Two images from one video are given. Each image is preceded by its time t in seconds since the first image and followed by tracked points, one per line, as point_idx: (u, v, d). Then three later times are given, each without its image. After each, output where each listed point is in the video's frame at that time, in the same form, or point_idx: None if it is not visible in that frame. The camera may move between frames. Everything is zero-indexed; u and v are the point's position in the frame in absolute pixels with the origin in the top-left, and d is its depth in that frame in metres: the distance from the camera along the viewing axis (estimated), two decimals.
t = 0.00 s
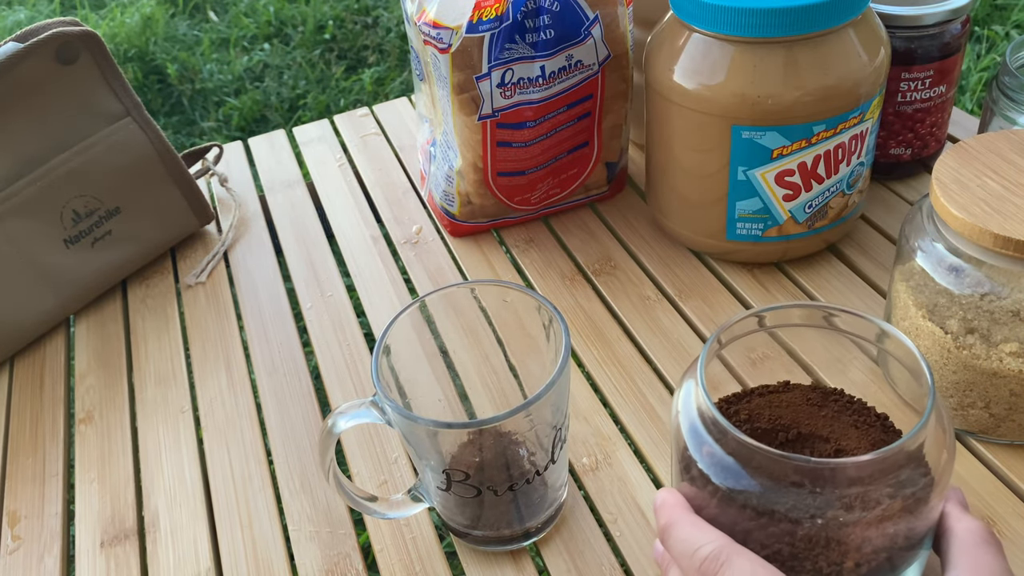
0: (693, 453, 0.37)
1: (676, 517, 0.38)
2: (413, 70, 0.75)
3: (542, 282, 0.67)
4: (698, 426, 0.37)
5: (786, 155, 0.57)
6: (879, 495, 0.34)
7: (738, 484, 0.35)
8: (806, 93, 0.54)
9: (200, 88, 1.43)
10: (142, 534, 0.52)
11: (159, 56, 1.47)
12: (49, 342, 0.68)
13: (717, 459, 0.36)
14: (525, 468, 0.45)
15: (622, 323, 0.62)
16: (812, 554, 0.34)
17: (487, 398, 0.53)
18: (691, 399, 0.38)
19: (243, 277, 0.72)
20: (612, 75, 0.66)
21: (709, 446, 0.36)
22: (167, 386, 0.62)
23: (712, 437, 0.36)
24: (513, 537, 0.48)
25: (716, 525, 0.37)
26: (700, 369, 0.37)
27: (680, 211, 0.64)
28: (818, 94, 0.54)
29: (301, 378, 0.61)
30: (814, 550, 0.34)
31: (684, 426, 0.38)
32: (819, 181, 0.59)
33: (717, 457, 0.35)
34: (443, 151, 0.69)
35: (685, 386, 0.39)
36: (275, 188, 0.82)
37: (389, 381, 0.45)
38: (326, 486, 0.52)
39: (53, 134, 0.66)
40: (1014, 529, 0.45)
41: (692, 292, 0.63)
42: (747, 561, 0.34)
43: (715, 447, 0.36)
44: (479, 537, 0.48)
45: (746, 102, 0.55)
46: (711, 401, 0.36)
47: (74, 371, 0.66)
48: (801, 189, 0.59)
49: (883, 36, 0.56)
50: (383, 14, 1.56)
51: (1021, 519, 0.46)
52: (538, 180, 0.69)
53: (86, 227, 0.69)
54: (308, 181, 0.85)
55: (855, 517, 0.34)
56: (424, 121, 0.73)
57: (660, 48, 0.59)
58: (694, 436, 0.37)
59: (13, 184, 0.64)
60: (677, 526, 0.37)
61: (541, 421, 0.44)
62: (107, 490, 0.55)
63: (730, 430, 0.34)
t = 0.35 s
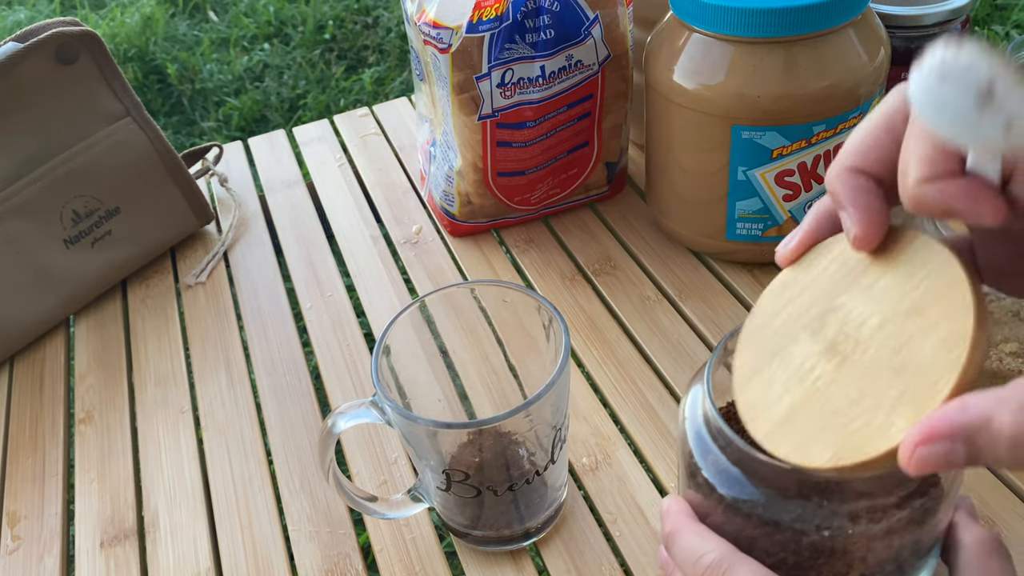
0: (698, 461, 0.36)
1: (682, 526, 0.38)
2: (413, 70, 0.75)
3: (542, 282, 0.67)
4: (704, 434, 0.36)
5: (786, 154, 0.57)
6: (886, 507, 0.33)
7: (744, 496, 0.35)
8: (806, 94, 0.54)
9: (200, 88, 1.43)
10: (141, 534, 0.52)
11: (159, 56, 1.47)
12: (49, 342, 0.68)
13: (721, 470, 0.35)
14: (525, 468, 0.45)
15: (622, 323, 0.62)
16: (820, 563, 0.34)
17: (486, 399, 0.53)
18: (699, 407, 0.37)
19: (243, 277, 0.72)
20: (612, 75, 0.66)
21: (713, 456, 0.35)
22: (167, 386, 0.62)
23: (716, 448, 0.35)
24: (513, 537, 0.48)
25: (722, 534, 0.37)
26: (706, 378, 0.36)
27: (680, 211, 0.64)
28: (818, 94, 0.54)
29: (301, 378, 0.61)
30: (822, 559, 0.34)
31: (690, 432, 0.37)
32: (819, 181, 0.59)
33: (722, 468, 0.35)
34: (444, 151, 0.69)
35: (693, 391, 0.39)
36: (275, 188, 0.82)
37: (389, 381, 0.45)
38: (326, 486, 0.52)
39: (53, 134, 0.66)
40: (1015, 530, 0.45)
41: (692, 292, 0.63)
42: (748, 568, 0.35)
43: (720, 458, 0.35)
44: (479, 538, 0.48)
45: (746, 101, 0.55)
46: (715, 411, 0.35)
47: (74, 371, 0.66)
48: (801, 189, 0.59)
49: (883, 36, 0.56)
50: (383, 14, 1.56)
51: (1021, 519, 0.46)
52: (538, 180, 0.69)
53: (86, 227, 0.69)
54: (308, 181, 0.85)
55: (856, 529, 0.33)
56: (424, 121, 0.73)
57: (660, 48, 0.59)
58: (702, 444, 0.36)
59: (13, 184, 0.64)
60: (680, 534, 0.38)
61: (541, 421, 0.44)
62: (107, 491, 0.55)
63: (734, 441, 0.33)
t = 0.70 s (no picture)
0: (679, 455, 0.38)
1: (665, 523, 0.40)
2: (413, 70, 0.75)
3: (542, 282, 0.67)
4: (685, 428, 0.37)
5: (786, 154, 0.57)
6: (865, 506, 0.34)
7: (723, 490, 0.36)
8: (806, 94, 0.54)
9: (200, 88, 1.43)
10: (142, 534, 0.52)
11: (159, 56, 1.47)
12: (49, 342, 0.68)
13: (702, 463, 0.36)
14: (525, 468, 0.45)
15: (622, 323, 0.62)
16: (800, 556, 0.36)
17: (486, 399, 0.53)
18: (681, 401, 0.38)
19: (243, 277, 0.72)
20: (612, 75, 0.66)
21: (695, 450, 0.37)
22: (167, 386, 0.62)
23: (696, 441, 0.36)
24: (513, 537, 0.48)
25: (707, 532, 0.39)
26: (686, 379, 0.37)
27: (680, 212, 0.64)
28: (818, 94, 0.54)
29: (301, 378, 0.61)
30: (802, 550, 0.36)
31: (671, 426, 0.38)
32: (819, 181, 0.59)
33: (703, 462, 0.36)
34: (444, 151, 0.69)
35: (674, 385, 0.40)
36: (275, 188, 0.82)
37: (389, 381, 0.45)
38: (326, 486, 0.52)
39: (53, 134, 0.66)
40: (1014, 529, 0.45)
41: (692, 291, 0.63)
42: (734, 565, 0.37)
43: (700, 451, 0.36)
44: (480, 538, 0.48)
45: (746, 101, 0.55)
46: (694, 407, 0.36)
47: (74, 371, 0.66)
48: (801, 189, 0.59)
49: (883, 36, 0.56)
50: (383, 14, 1.56)
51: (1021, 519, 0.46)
52: (538, 180, 0.69)
53: (86, 227, 0.69)
54: (308, 181, 0.85)
55: (836, 523, 0.35)
56: (424, 121, 0.73)
57: (660, 48, 0.59)
58: (683, 437, 0.37)
59: (13, 184, 0.64)
60: (667, 532, 0.39)
61: (541, 421, 0.44)
62: (107, 490, 0.55)
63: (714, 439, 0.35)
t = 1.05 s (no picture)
0: (678, 454, 0.38)
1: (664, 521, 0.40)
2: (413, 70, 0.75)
3: (541, 282, 0.67)
4: (684, 428, 0.37)
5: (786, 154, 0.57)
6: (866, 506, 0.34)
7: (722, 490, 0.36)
8: (806, 94, 0.54)
9: (200, 88, 1.43)
10: (142, 534, 0.52)
11: (159, 56, 1.47)
12: (49, 342, 0.68)
13: (702, 463, 0.36)
14: (525, 469, 0.45)
15: (622, 323, 0.62)
16: (797, 555, 0.36)
17: (486, 399, 0.53)
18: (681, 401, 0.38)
19: (243, 277, 0.72)
20: (612, 75, 0.66)
21: (694, 450, 0.37)
22: (167, 386, 0.62)
23: (696, 441, 0.37)
24: (513, 537, 0.48)
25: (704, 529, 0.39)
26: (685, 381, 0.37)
27: (680, 212, 0.64)
28: (818, 94, 0.54)
29: (301, 378, 0.61)
30: (800, 550, 0.36)
31: (671, 426, 0.38)
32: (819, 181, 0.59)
33: (703, 461, 0.36)
34: (443, 151, 0.69)
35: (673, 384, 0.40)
36: (275, 188, 0.82)
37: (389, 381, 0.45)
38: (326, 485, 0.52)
39: (53, 134, 0.66)
40: (1014, 529, 0.45)
41: (692, 291, 0.63)
42: (733, 564, 0.37)
43: (700, 451, 0.36)
44: (479, 538, 0.48)
45: (746, 101, 0.55)
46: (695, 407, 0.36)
47: (74, 371, 0.66)
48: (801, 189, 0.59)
49: (883, 36, 0.56)
50: (383, 14, 1.56)
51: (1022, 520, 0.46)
52: (538, 180, 0.69)
53: (86, 227, 0.69)
54: (308, 181, 0.85)
55: (834, 522, 0.35)
56: (424, 121, 0.73)
57: (660, 48, 0.59)
58: (682, 436, 0.37)
59: (13, 184, 0.64)
60: (665, 530, 0.39)
61: (542, 421, 0.44)
62: (107, 490, 0.55)
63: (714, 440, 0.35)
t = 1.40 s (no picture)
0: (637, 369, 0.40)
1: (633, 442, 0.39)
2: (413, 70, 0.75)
3: (541, 282, 0.67)
4: (641, 345, 0.39)
5: (786, 154, 0.57)
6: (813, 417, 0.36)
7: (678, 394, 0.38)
8: (807, 94, 0.54)
9: (200, 88, 1.43)
10: (142, 534, 0.52)
11: (159, 56, 1.47)
12: (49, 342, 0.68)
13: (656, 371, 0.38)
14: (524, 468, 0.45)
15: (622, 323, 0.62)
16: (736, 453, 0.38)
17: (486, 398, 0.53)
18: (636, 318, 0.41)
19: (243, 277, 0.72)
20: (612, 75, 0.66)
21: (650, 363, 0.39)
22: (167, 386, 0.62)
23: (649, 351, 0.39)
24: (513, 537, 0.48)
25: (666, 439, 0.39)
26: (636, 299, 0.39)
27: (680, 212, 0.64)
28: (818, 94, 0.54)
29: (301, 377, 0.61)
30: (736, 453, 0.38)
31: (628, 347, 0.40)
32: (819, 181, 0.59)
33: (657, 370, 0.38)
34: (443, 152, 0.69)
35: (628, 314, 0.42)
36: (275, 188, 0.82)
37: (388, 380, 0.45)
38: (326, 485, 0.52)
39: (53, 134, 0.66)
40: (1013, 528, 0.46)
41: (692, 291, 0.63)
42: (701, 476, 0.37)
43: (655, 362, 0.38)
44: (479, 537, 0.48)
45: (746, 101, 0.55)
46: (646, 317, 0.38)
47: (74, 370, 0.66)
48: (802, 189, 0.59)
49: (882, 35, 0.56)
50: (383, 14, 1.56)
51: (1021, 520, 0.46)
52: (538, 180, 0.69)
53: (85, 227, 0.69)
54: (308, 181, 0.85)
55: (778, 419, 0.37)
56: (424, 122, 0.73)
57: (660, 48, 0.59)
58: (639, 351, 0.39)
59: (13, 184, 0.64)
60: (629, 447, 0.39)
61: (542, 421, 0.45)
62: (107, 490, 0.55)
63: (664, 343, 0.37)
